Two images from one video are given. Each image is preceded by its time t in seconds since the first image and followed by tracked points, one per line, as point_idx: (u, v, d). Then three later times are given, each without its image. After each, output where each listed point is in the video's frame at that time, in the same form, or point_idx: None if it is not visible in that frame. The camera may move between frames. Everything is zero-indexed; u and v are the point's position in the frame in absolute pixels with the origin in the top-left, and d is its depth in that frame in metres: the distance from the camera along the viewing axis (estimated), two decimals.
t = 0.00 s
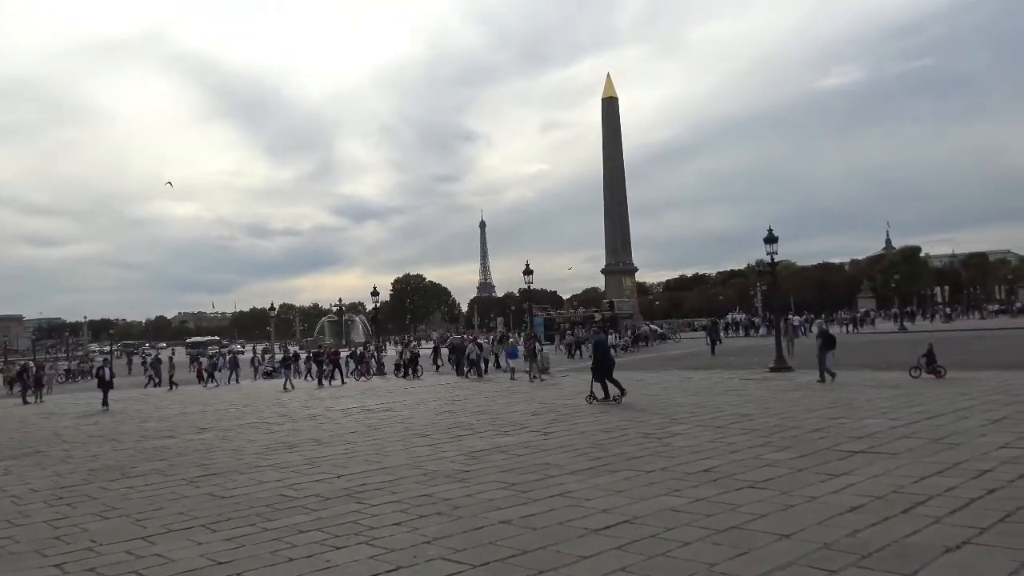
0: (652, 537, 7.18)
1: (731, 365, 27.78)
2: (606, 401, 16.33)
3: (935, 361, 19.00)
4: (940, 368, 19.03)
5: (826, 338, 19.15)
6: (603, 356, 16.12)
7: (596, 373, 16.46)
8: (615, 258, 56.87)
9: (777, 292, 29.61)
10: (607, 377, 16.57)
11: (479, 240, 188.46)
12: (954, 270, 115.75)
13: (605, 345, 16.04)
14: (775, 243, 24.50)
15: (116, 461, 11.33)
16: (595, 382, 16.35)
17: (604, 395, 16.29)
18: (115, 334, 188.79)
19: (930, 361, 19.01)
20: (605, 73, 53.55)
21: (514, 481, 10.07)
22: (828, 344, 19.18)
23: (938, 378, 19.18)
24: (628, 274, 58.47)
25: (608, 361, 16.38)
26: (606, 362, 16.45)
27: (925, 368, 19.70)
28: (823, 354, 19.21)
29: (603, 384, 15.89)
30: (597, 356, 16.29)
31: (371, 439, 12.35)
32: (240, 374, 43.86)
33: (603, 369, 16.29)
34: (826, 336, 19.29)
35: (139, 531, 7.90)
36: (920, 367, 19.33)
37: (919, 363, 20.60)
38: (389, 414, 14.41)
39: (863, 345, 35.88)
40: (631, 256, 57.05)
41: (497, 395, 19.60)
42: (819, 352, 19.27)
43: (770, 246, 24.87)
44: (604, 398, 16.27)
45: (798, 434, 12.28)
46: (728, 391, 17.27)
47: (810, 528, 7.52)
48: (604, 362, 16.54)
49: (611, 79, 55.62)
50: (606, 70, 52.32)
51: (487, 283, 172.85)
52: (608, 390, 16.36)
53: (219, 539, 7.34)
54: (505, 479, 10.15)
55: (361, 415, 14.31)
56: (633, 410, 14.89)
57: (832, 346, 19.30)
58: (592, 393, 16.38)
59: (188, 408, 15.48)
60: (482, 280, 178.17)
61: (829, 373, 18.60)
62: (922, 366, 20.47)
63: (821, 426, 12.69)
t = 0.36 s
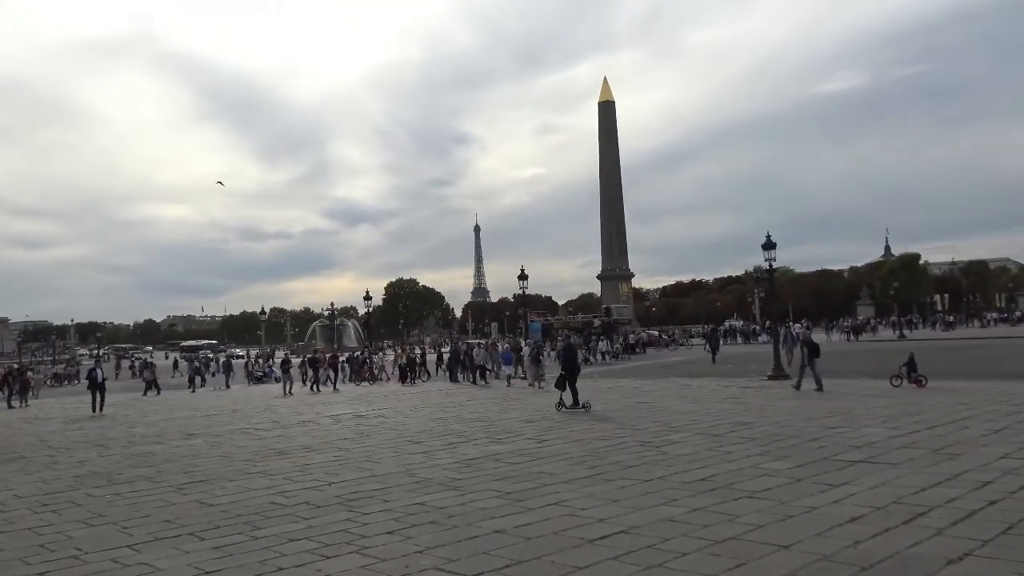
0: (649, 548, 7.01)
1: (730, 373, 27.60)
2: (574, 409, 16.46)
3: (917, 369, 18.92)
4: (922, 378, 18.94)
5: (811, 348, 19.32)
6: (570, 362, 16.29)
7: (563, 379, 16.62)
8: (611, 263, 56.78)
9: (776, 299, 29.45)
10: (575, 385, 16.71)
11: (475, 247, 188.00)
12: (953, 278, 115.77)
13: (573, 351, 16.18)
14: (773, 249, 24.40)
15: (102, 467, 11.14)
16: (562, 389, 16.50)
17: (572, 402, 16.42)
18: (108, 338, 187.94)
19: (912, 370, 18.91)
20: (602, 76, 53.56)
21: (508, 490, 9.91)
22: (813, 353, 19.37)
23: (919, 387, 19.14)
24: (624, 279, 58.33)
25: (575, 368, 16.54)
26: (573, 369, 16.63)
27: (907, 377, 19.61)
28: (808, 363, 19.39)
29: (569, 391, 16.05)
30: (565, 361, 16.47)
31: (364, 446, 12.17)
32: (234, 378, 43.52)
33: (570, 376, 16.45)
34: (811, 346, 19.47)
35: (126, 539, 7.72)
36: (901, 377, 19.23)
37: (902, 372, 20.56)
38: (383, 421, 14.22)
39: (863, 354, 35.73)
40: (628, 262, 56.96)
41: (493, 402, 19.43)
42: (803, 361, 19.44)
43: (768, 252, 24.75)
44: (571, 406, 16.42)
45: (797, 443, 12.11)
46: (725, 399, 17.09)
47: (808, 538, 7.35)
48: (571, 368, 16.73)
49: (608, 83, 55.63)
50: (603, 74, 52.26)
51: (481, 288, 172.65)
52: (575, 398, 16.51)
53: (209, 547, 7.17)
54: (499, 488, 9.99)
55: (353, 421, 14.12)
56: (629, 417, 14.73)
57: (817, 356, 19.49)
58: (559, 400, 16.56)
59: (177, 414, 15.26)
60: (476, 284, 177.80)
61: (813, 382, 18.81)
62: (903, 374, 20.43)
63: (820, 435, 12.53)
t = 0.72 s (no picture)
0: (658, 568, 6.48)
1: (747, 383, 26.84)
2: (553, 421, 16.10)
3: (920, 381, 18.37)
4: (925, 389, 18.40)
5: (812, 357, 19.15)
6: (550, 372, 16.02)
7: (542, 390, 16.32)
8: (619, 270, 56.14)
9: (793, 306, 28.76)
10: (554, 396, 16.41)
11: (479, 253, 186.91)
12: (976, 287, 114.20)
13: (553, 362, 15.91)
14: (789, 254, 23.79)
15: (87, 481, 10.66)
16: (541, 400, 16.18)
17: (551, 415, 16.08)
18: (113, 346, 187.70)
19: (914, 383, 18.37)
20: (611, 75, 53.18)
21: (510, 506, 9.37)
22: (814, 362, 19.22)
23: (922, 400, 18.48)
24: (633, 287, 57.67)
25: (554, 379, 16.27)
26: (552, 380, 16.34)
27: (909, 390, 19.08)
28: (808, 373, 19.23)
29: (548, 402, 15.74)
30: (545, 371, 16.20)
31: (360, 459, 11.65)
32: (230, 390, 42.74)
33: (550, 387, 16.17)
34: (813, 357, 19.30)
35: (109, 557, 7.23)
36: (904, 389, 18.68)
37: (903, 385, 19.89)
38: (380, 434, 13.70)
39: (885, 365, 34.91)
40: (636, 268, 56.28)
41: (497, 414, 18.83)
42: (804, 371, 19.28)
43: (784, 258, 24.12)
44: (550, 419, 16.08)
45: (814, 459, 11.53)
46: (738, 412, 16.49)
47: (829, 559, 6.80)
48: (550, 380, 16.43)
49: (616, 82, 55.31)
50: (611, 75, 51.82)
51: (487, 296, 172.01)
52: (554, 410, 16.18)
53: (195, 566, 6.67)
54: (501, 504, 9.45)
55: (350, 434, 13.61)
56: (637, 431, 14.17)
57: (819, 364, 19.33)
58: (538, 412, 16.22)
59: (169, 425, 14.78)
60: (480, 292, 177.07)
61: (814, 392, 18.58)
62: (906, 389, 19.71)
63: (838, 450, 11.93)
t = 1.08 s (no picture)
0: None
1: (758, 396, 26.07)
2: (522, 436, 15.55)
3: (917, 394, 17.74)
4: (923, 402, 17.76)
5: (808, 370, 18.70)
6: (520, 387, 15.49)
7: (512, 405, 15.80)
8: (619, 274, 55.27)
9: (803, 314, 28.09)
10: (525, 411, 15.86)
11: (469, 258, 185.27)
12: (992, 294, 113.05)
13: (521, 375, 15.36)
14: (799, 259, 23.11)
15: (49, 500, 9.94)
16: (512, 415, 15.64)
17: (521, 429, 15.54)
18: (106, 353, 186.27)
19: (911, 396, 17.76)
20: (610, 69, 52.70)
21: (502, 526, 8.67)
22: (809, 375, 18.79)
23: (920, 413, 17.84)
24: (634, 291, 56.91)
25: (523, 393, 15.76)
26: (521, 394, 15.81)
27: (905, 403, 18.45)
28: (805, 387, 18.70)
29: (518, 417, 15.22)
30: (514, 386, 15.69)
31: (343, 477, 10.94)
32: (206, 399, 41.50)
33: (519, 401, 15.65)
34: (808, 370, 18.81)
35: None
36: (900, 402, 18.05)
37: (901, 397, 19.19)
38: (366, 450, 12.97)
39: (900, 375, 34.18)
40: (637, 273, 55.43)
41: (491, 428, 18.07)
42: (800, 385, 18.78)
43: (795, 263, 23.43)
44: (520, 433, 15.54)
45: (826, 476, 10.82)
46: (745, 426, 15.74)
47: None
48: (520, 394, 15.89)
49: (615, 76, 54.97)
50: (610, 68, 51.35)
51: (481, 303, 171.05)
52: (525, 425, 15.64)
53: None
54: (493, 525, 8.75)
55: (334, 450, 12.89)
56: (638, 447, 13.44)
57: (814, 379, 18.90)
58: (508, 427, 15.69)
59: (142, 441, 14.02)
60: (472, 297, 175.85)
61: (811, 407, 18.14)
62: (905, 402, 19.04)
63: (851, 467, 11.23)
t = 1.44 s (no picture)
0: None
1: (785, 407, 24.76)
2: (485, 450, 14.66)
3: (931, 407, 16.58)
4: (938, 416, 16.58)
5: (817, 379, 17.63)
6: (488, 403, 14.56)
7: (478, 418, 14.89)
8: (622, 274, 54.33)
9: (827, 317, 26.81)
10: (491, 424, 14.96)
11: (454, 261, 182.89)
12: None
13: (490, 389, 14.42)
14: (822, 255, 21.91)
15: None
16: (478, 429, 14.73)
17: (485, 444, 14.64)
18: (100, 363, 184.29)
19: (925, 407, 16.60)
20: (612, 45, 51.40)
21: (488, 555, 7.56)
22: (817, 384, 17.75)
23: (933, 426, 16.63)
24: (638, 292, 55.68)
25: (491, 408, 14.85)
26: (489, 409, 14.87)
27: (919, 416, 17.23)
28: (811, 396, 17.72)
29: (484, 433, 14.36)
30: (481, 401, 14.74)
31: (314, 500, 9.83)
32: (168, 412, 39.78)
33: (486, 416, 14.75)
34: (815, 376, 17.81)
35: None
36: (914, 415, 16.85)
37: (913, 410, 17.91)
38: (343, 469, 11.84)
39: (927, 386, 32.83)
40: (640, 273, 54.40)
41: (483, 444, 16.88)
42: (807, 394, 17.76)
43: (817, 261, 22.19)
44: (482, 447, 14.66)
45: (852, 498, 9.69)
46: (759, 443, 14.56)
47: None
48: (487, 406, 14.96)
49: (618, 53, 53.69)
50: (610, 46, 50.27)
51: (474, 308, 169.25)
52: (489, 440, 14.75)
53: None
54: (477, 553, 7.64)
55: (309, 469, 11.77)
56: (642, 465, 12.28)
57: (823, 387, 17.91)
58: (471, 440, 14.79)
59: (99, 460, 12.90)
60: (457, 301, 173.44)
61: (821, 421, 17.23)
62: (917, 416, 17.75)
63: (881, 488, 10.09)
